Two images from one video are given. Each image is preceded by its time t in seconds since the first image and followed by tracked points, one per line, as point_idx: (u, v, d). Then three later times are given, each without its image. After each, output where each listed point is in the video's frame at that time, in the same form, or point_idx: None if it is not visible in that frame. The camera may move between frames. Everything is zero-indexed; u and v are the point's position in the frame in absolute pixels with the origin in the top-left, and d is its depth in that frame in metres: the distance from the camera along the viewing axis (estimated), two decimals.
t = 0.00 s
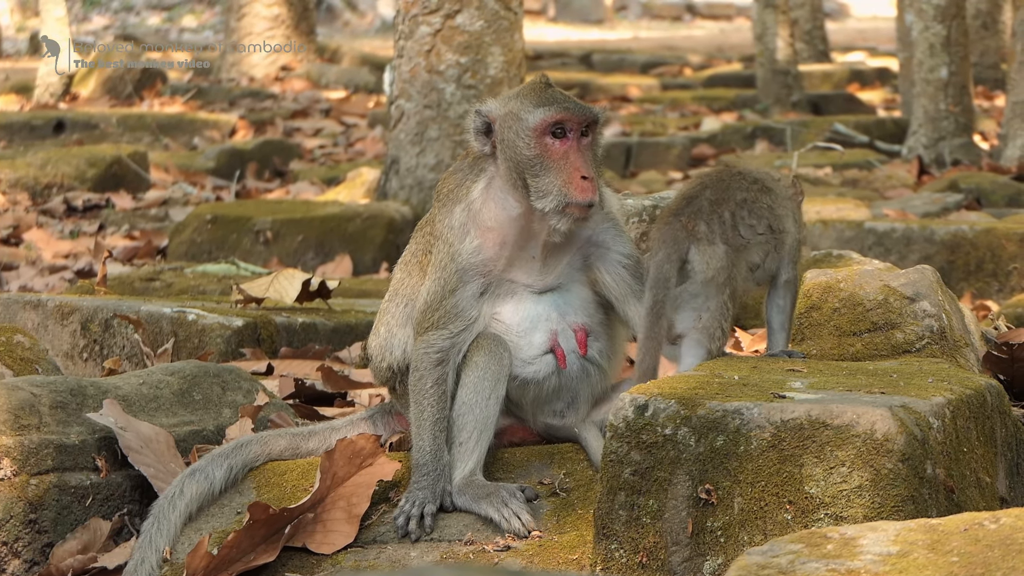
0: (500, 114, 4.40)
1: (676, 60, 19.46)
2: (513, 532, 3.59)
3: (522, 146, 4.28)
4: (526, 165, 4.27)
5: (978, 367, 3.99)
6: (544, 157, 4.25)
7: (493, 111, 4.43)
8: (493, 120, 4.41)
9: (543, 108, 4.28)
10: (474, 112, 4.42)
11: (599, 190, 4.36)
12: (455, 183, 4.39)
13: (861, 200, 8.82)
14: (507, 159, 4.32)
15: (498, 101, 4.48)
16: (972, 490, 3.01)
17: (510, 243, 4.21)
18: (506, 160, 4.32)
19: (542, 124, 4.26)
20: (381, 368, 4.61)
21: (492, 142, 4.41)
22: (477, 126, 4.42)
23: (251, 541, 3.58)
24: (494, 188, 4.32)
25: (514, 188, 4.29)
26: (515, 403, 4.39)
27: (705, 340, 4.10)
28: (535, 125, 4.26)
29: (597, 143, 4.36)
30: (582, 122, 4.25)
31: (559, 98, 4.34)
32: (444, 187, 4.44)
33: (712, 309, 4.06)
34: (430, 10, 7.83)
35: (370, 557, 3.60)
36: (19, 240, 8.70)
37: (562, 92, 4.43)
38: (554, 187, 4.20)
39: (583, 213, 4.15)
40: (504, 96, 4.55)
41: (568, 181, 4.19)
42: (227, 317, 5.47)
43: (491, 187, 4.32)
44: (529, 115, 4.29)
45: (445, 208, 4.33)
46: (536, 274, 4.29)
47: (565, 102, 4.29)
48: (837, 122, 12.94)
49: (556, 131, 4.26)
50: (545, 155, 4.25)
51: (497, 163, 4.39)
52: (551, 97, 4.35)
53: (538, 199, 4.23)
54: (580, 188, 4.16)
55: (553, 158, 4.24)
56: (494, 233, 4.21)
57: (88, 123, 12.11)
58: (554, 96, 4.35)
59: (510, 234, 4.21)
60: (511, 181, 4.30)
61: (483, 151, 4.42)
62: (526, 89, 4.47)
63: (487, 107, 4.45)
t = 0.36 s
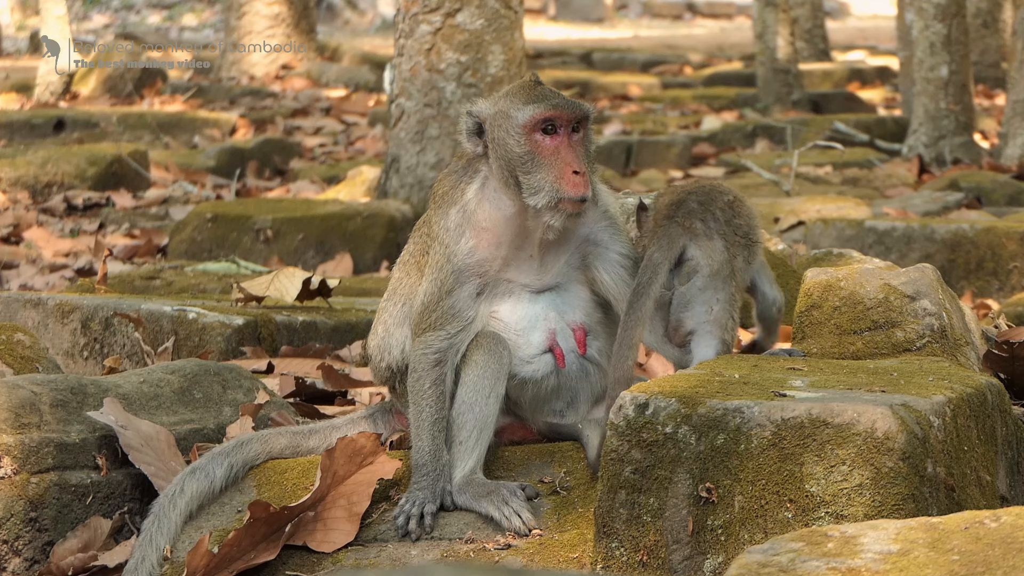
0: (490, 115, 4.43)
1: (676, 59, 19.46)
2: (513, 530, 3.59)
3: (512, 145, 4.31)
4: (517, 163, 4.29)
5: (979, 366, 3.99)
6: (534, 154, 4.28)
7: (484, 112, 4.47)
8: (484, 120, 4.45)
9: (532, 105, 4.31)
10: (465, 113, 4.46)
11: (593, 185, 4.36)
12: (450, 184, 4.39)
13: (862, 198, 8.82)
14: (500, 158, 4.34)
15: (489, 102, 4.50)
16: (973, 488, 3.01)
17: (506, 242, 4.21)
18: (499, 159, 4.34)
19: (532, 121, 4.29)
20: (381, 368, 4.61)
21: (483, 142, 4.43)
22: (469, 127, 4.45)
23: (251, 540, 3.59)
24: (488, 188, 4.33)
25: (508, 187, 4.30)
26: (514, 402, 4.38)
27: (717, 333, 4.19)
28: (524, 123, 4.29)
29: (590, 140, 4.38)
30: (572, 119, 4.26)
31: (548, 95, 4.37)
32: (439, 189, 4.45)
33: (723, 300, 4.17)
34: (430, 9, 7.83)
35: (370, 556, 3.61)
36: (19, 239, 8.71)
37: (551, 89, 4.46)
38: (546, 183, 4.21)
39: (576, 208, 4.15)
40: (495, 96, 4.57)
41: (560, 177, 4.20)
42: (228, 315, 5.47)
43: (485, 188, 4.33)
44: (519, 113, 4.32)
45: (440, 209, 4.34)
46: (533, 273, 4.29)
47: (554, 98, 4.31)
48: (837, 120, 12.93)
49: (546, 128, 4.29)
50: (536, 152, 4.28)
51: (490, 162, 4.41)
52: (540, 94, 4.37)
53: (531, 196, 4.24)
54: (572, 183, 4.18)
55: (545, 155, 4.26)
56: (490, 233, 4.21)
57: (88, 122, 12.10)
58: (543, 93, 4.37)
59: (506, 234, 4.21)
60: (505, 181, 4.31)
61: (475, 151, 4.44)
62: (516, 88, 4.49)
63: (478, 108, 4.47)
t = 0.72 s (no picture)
0: (490, 112, 4.43)
1: (675, 56, 19.46)
2: (512, 527, 3.58)
3: (512, 141, 4.31)
4: (517, 159, 4.29)
5: (978, 364, 3.99)
6: (533, 150, 4.28)
7: (483, 110, 4.47)
8: (484, 118, 4.45)
9: (531, 103, 4.32)
10: (465, 111, 4.46)
11: (592, 182, 4.36)
12: (449, 182, 4.39)
13: (860, 196, 8.82)
14: (498, 155, 4.35)
15: (489, 100, 4.50)
16: (972, 485, 3.02)
17: (504, 239, 4.21)
18: (498, 156, 4.34)
19: (531, 119, 4.29)
20: (380, 365, 4.60)
21: (482, 140, 4.43)
22: (468, 124, 4.45)
23: (250, 537, 3.59)
24: (487, 186, 4.33)
25: (507, 184, 4.30)
26: (514, 398, 4.38)
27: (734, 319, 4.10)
28: (523, 120, 4.30)
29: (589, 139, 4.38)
30: (571, 116, 4.27)
31: (547, 93, 4.37)
32: (438, 187, 4.45)
33: (752, 287, 4.04)
34: (428, 6, 7.83)
35: (369, 554, 3.61)
36: (17, 237, 8.71)
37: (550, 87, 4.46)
38: (545, 180, 4.21)
39: (575, 205, 4.16)
40: (495, 94, 4.58)
41: (557, 174, 4.21)
42: (226, 313, 5.47)
43: (484, 186, 4.33)
44: (518, 111, 4.32)
45: (439, 207, 4.34)
46: (533, 270, 4.29)
47: (553, 96, 4.31)
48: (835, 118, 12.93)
49: (545, 125, 4.29)
50: (535, 149, 4.27)
51: (489, 160, 4.41)
52: (539, 91, 4.37)
53: (530, 193, 4.24)
54: (571, 180, 4.18)
55: (544, 152, 4.26)
56: (488, 230, 4.22)
57: (86, 119, 12.09)
58: (543, 90, 4.37)
59: (505, 232, 4.21)
60: (504, 178, 4.32)
61: (474, 148, 4.44)
62: (516, 86, 4.49)
63: (478, 106, 4.48)
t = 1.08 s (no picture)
0: (498, 107, 4.42)
1: (675, 53, 19.45)
2: (512, 524, 3.58)
3: (520, 138, 4.30)
4: (525, 157, 4.29)
5: (977, 361, 4.00)
6: (541, 149, 4.27)
7: (491, 105, 4.46)
8: (491, 113, 4.43)
9: (541, 100, 4.31)
10: (473, 105, 4.44)
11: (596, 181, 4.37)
12: (452, 177, 4.38)
13: (860, 193, 8.81)
14: (505, 151, 4.34)
15: (496, 95, 4.49)
16: (972, 483, 3.02)
17: (507, 237, 4.21)
18: (505, 152, 4.33)
19: (541, 116, 4.28)
20: (380, 362, 4.60)
21: (489, 135, 4.42)
22: (475, 119, 4.44)
23: (250, 534, 3.59)
24: (491, 182, 4.32)
25: (511, 181, 4.30)
26: (514, 395, 4.38)
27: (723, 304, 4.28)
28: (533, 117, 4.29)
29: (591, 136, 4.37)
30: (580, 116, 4.27)
31: (557, 91, 4.36)
32: (442, 182, 4.44)
33: (735, 273, 4.28)
34: (428, 4, 7.84)
35: (369, 551, 3.61)
36: (17, 234, 8.70)
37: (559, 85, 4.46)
38: (551, 178, 4.22)
39: (581, 204, 4.17)
40: (503, 89, 4.56)
41: (563, 173, 4.21)
42: (226, 310, 5.47)
43: (488, 182, 4.32)
44: (527, 107, 4.31)
45: (443, 202, 4.33)
46: (534, 268, 4.29)
47: (564, 95, 4.31)
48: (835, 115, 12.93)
49: (554, 123, 4.28)
50: (542, 147, 4.27)
51: (495, 155, 4.40)
52: (549, 88, 4.37)
53: (535, 190, 4.24)
54: (578, 179, 4.19)
55: (552, 150, 4.26)
56: (491, 227, 4.21)
57: (86, 116, 12.09)
58: (553, 88, 4.36)
59: (507, 228, 4.21)
60: (509, 175, 4.31)
61: (481, 143, 4.43)
62: (525, 82, 4.48)
63: (486, 101, 4.46)
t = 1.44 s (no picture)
0: (492, 107, 4.41)
1: (675, 51, 19.45)
2: (512, 523, 3.59)
3: (514, 137, 4.28)
4: (519, 156, 4.27)
5: (977, 359, 3.99)
6: (535, 148, 4.26)
7: (487, 104, 4.45)
8: (487, 113, 4.42)
9: (535, 99, 4.29)
10: (468, 105, 4.44)
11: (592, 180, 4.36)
12: (450, 177, 4.38)
13: (860, 191, 8.80)
14: (500, 151, 4.33)
15: (492, 94, 4.48)
16: (971, 480, 3.02)
17: (503, 237, 4.21)
18: (501, 152, 4.32)
19: (535, 116, 4.26)
20: (380, 361, 4.60)
21: (485, 135, 4.42)
22: (471, 119, 4.44)
23: (250, 533, 3.59)
24: (488, 182, 4.32)
25: (507, 181, 4.30)
26: (513, 394, 4.38)
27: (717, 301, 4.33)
28: (527, 117, 4.27)
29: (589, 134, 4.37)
30: (575, 115, 4.24)
31: (552, 90, 4.34)
32: (439, 181, 4.43)
33: (726, 270, 4.33)
34: (428, 2, 7.85)
35: (369, 550, 3.62)
36: (18, 233, 8.70)
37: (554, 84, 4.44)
38: (545, 177, 4.21)
39: (575, 204, 4.15)
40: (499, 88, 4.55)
41: (557, 173, 4.20)
42: (226, 309, 5.47)
43: (485, 182, 4.32)
44: (521, 107, 4.29)
45: (440, 202, 4.33)
46: (532, 267, 4.29)
47: (558, 94, 4.29)
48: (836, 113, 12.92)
49: (548, 122, 4.27)
50: (536, 146, 4.26)
51: (490, 155, 4.39)
52: (543, 87, 4.35)
53: (530, 190, 4.23)
54: (571, 179, 4.18)
55: (546, 149, 4.25)
56: (488, 227, 4.21)
57: (87, 116, 12.09)
58: (547, 87, 4.34)
59: (504, 228, 4.21)
60: (504, 175, 4.31)
61: (477, 143, 4.42)
62: (520, 81, 4.46)
63: (481, 100, 4.46)
